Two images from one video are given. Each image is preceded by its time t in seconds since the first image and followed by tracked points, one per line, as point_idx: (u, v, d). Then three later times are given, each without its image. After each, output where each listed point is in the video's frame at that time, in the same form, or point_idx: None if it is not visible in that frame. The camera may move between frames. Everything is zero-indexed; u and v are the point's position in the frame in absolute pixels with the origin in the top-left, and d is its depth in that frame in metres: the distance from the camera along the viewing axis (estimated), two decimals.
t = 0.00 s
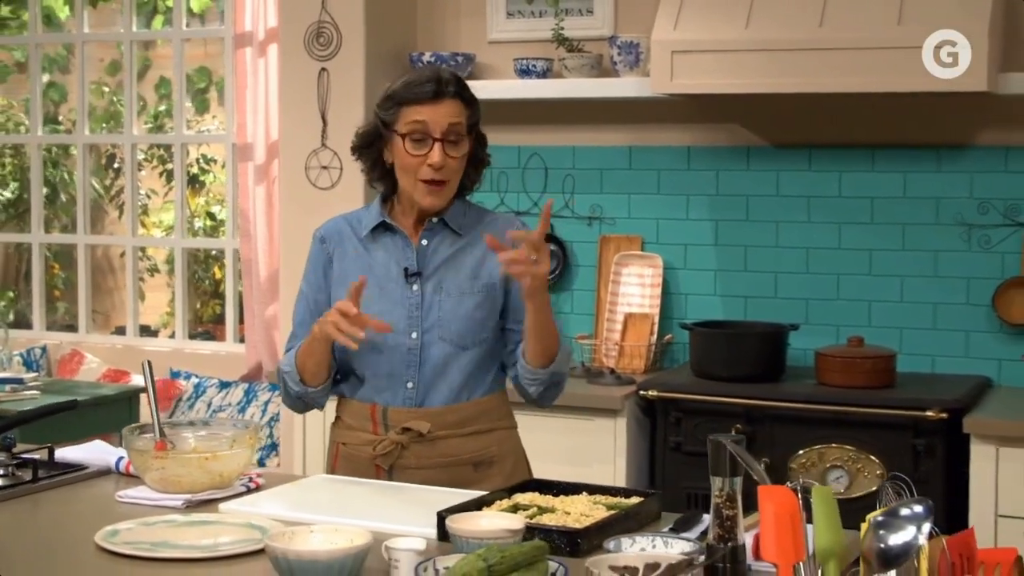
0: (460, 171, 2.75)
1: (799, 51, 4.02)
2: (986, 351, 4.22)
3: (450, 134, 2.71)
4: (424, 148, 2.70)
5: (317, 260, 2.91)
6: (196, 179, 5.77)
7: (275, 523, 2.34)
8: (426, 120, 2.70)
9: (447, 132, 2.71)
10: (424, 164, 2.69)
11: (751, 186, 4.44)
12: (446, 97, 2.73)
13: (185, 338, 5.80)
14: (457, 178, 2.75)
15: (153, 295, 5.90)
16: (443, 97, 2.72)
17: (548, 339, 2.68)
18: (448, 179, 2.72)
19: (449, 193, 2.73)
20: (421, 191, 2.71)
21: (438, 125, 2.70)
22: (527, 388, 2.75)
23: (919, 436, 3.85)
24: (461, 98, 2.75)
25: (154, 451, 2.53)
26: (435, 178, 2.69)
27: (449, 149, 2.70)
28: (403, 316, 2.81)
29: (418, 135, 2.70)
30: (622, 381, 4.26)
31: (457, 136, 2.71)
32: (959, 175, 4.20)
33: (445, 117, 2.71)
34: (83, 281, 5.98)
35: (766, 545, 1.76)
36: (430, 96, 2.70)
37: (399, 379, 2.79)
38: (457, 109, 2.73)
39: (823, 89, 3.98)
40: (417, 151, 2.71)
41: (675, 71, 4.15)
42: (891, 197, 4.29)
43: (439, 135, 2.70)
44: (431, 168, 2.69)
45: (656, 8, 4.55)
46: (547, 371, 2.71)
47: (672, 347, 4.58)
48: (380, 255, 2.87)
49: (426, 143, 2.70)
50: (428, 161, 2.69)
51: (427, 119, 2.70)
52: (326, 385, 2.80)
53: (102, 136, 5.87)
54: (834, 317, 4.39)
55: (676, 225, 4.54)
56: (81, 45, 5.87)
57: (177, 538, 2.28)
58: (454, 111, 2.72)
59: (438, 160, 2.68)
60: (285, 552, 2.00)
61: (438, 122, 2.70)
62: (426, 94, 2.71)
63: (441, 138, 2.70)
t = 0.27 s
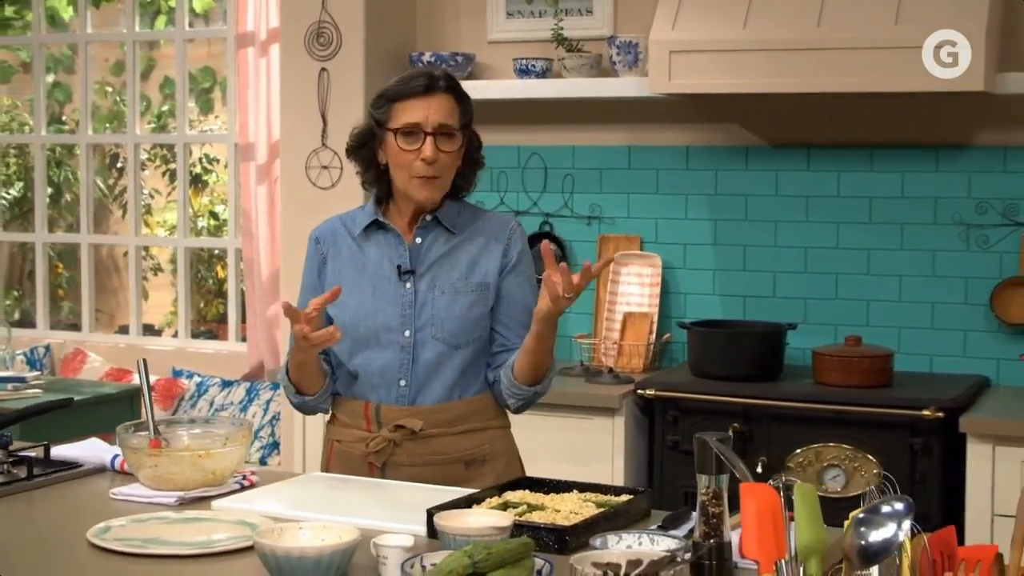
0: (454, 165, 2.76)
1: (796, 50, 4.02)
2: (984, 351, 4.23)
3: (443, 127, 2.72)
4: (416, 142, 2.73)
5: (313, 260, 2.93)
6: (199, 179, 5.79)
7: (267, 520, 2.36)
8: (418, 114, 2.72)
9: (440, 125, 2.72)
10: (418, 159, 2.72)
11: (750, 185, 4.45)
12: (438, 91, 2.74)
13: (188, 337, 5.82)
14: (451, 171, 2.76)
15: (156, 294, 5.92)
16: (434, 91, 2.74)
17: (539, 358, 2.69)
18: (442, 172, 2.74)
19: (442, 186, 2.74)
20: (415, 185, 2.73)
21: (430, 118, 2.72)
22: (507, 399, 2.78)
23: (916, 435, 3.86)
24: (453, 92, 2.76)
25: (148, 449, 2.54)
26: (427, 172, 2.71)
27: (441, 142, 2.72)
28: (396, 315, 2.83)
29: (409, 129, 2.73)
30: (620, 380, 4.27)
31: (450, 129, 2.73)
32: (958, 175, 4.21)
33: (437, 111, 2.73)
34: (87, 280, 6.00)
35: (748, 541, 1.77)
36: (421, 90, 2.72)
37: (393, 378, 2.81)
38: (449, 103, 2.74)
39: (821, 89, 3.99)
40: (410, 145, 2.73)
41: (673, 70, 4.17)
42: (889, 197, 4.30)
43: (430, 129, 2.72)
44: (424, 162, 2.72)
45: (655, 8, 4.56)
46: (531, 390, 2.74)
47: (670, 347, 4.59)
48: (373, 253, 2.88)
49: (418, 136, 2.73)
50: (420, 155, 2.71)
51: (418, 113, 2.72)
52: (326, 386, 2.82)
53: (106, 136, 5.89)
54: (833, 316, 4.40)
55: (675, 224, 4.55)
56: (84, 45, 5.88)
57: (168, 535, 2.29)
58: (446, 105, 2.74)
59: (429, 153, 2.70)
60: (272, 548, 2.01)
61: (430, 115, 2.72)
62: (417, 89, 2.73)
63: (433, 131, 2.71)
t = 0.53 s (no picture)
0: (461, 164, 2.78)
1: (798, 50, 4.03)
2: (987, 351, 4.23)
3: (450, 127, 2.74)
4: (425, 141, 2.74)
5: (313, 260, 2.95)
6: (207, 178, 5.81)
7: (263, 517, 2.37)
8: (425, 114, 2.74)
9: (447, 125, 2.74)
10: (427, 158, 2.73)
11: (753, 185, 4.46)
12: (440, 91, 2.77)
13: (195, 336, 5.84)
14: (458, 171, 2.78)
15: (164, 294, 5.95)
16: (439, 92, 2.76)
17: (537, 351, 2.69)
18: (451, 171, 2.75)
19: (452, 184, 2.76)
20: (424, 184, 2.74)
21: (438, 118, 2.74)
22: (508, 396, 2.78)
23: (918, 434, 3.86)
24: (456, 92, 2.79)
25: (147, 447, 2.56)
26: (439, 170, 2.73)
27: (450, 142, 2.74)
28: (394, 315, 2.84)
29: (417, 129, 2.74)
30: (623, 380, 4.28)
31: (456, 129, 2.75)
32: (960, 175, 4.21)
33: (443, 111, 2.75)
34: (95, 280, 6.02)
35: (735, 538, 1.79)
36: (426, 91, 2.74)
37: (390, 377, 2.83)
38: (453, 103, 2.77)
39: (823, 88, 3.99)
40: (418, 145, 2.75)
41: (676, 70, 4.18)
42: (892, 197, 4.31)
43: (440, 129, 2.73)
44: (434, 161, 2.73)
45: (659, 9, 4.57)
46: (531, 383, 2.74)
47: (674, 346, 4.61)
48: (373, 254, 2.90)
49: (426, 136, 2.74)
50: (431, 154, 2.72)
51: (425, 113, 2.74)
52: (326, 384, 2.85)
53: (114, 136, 5.92)
54: (836, 316, 4.41)
55: (678, 224, 4.56)
56: (93, 46, 5.91)
57: (164, 532, 2.31)
58: (451, 105, 2.76)
59: (440, 152, 2.71)
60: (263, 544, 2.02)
61: (437, 115, 2.74)
62: (421, 90, 2.75)
63: (441, 131, 2.73)
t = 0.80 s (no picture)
0: (461, 173, 2.79)
1: (807, 50, 4.04)
2: (997, 350, 4.23)
3: (449, 137, 2.74)
4: (423, 151, 2.75)
5: (320, 259, 2.96)
6: (220, 178, 5.83)
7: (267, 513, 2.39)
8: (424, 124, 2.74)
9: (446, 135, 2.74)
10: (424, 169, 2.74)
11: (763, 184, 4.47)
12: (443, 100, 2.76)
13: (209, 335, 5.86)
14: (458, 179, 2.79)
15: (179, 293, 5.97)
16: (440, 101, 2.76)
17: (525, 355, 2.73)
18: (448, 181, 2.76)
19: (449, 194, 2.78)
20: (421, 194, 2.77)
21: (436, 129, 2.74)
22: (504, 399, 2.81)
23: (927, 434, 3.87)
24: (459, 100, 2.79)
25: (153, 444, 2.60)
26: (435, 182, 2.74)
27: (448, 152, 2.74)
28: (401, 313, 2.86)
29: (416, 139, 2.75)
30: (633, 379, 4.29)
31: (456, 139, 2.75)
32: (970, 174, 4.21)
33: (443, 121, 2.75)
34: (110, 278, 6.05)
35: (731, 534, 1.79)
36: (428, 101, 2.74)
37: (396, 374, 2.84)
38: (455, 113, 2.76)
39: (832, 88, 4.00)
40: (416, 154, 2.76)
41: (685, 70, 4.19)
42: (902, 196, 4.31)
43: (437, 140, 2.74)
44: (430, 172, 2.74)
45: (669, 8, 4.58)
46: (523, 387, 2.77)
47: (685, 345, 4.61)
48: (379, 253, 2.91)
49: (425, 146, 2.75)
50: (426, 166, 2.73)
51: (425, 123, 2.74)
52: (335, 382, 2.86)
53: (129, 136, 5.94)
54: (846, 315, 4.41)
55: (689, 223, 4.57)
56: (107, 46, 5.93)
57: (169, 528, 2.33)
58: (452, 115, 2.76)
59: (436, 164, 2.73)
60: (264, 540, 2.04)
61: (436, 126, 2.74)
62: (423, 99, 2.75)
63: (440, 142, 2.74)
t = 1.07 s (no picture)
0: (460, 178, 2.81)
1: (813, 50, 4.04)
2: (1003, 350, 4.23)
3: (448, 144, 2.75)
4: (422, 157, 2.76)
5: (323, 258, 2.97)
6: (231, 177, 5.84)
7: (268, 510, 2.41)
8: (424, 130, 2.75)
9: (445, 142, 2.75)
10: (423, 175, 2.75)
11: (770, 184, 4.48)
12: (442, 106, 2.77)
13: (219, 334, 5.88)
14: (457, 184, 2.80)
15: (190, 292, 5.99)
16: (440, 107, 2.76)
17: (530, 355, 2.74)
18: (447, 187, 2.77)
19: (449, 200, 2.79)
20: (421, 200, 2.78)
21: (436, 136, 2.74)
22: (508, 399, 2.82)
23: (932, 433, 3.87)
24: (459, 105, 2.79)
25: (156, 441, 2.62)
26: (434, 189, 2.76)
27: (447, 159, 2.75)
28: (402, 312, 2.87)
29: (415, 145, 2.75)
30: (639, 378, 4.30)
31: (455, 146, 2.76)
32: (977, 174, 4.21)
33: (442, 128, 2.75)
34: (121, 278, 6.08)
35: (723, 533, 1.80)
36: (427, 107, 2.75)
37: (396, 373, 2.86)
38: (454, 119, 2.77)
39: (838, 88, 4.00)
40: (416, 160, 2.76)
41: (692, 69, 4.20)
42: (908, 196, 4.31)
43: (437, 147, 2.74)
44: (429, 178, 2.75)
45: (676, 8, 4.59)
46: (528, 387, 2.78)
47: (692, 345, 4.63)
48: (381, 253, 2.92)
49: (424, 152, 2.76)
50: (426, 172, 2.74)
51: (424, 130, 2.75)
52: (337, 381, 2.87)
53: (140, 136, 5.96)
54: (852, 315, 4.42)
55: (695, 223, 4.58)
56: (119, 46, 5.95)
57: (170, 524, 2.35)
58: (451, 121, 2.76)
59: (436, 171, 2.74)
60: (261, 537, 2.05)
61: (436, 132, 2.74)
62: (423, 105, 2.76)
63: (438, 149, 2.74)
